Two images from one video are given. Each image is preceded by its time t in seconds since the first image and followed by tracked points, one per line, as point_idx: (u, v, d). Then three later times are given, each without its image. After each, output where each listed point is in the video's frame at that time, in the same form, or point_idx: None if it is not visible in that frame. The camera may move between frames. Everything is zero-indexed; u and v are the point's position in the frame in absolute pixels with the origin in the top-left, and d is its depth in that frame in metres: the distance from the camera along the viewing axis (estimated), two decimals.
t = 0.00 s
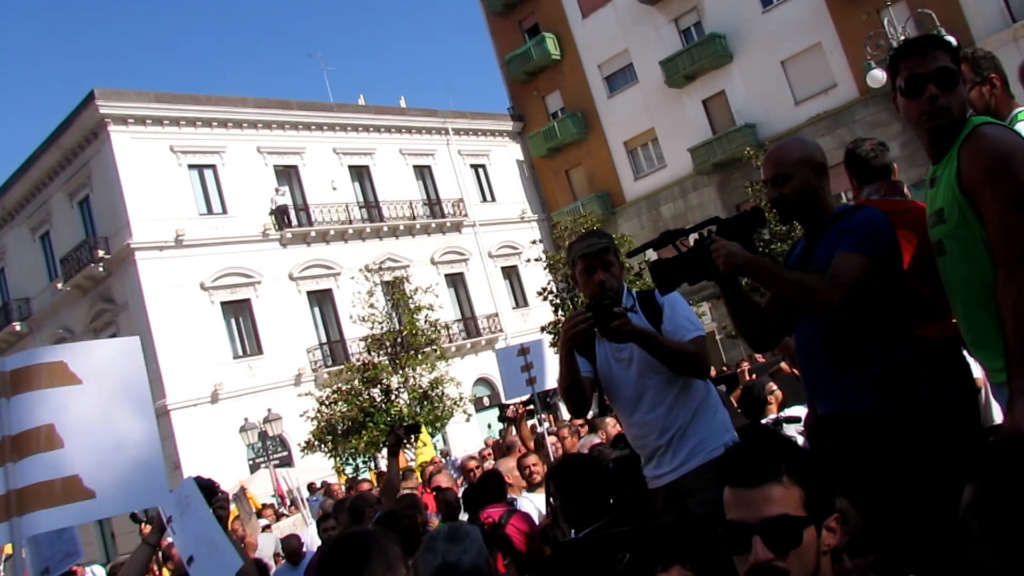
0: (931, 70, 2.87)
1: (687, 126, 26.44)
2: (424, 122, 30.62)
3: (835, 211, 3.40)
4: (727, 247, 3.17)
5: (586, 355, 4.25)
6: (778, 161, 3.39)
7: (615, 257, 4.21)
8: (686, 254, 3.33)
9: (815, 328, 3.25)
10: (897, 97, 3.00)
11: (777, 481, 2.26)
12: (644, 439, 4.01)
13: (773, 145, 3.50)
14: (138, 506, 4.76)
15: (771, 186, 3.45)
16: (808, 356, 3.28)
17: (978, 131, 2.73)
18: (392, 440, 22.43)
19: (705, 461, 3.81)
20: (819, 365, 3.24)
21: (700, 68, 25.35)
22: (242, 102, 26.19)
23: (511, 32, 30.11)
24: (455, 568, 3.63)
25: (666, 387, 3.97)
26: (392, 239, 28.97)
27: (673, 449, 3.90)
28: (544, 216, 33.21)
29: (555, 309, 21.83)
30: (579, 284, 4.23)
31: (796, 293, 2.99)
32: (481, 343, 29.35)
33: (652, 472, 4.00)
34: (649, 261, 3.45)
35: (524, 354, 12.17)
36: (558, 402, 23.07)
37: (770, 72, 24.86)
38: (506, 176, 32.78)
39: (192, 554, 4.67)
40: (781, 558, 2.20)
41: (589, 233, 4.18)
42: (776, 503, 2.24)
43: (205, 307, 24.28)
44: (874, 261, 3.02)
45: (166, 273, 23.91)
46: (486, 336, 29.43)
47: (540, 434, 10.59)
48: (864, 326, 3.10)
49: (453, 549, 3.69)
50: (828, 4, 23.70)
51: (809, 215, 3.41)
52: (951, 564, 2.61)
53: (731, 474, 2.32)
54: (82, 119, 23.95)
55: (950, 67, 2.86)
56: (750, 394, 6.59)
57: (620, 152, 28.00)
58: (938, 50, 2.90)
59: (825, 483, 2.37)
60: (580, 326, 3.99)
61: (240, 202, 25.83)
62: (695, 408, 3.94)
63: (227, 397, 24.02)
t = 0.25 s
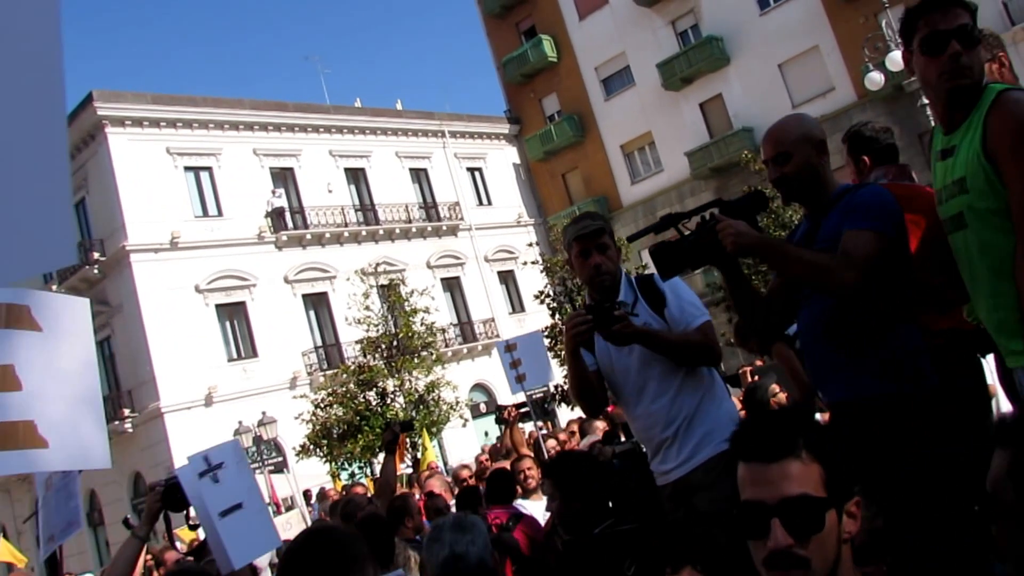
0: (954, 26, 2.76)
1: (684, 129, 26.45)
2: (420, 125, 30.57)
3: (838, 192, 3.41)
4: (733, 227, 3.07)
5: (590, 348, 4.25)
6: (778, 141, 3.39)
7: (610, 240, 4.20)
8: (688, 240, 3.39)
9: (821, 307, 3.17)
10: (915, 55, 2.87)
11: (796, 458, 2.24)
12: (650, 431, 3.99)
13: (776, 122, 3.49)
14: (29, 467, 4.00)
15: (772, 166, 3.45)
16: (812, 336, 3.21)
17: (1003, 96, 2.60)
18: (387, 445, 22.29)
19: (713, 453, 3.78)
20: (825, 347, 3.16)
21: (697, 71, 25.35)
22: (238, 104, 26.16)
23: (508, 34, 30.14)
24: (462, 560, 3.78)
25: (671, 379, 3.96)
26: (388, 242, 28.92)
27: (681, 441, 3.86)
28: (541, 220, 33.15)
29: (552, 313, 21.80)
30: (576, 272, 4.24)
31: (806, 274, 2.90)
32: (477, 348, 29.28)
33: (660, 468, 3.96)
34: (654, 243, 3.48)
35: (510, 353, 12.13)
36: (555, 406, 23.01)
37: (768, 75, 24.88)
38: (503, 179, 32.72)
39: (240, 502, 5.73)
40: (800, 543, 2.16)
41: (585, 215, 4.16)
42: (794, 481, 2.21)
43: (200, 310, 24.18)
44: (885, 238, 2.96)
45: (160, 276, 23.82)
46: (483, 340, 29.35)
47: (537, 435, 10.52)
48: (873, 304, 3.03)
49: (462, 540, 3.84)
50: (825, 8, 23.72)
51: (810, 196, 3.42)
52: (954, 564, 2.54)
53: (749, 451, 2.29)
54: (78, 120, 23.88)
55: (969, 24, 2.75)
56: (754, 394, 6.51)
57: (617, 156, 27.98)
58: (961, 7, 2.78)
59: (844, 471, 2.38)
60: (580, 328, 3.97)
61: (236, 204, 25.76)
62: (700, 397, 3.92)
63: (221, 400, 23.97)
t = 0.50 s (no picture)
0: (997, 8, 2.61)
1: (680, 132, 26.54)
2: (417, 128, 30.57)
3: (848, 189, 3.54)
4: (750, 224, 3.16)
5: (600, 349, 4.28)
6: (789, 135, 3.51)
7: (613, 235, 4.20)
8: (697, 240, 3.39)
9: (833, 303, 3.22)
10: (946, 43, 2.73)
11: (826, 460, 2.18)
12: (658, 432, 4.00)
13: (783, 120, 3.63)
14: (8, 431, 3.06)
15: (782, 163, 3.58)
16: (823, 332, 3.24)
17: None
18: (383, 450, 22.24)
19: (721, 455, 3.80)
20: (840, 344, 3.20)
21: (693, 73, 25.44)
22: (236, 107, 26.14)
23: (506, 37, 30.22)
24: (451, 569, 3.78)
25: (674, 381, 3.96)
26: (383, 246, 28.91)
27: (688, 443, 3.89)
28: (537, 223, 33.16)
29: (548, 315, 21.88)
30: (580, 268, 4.26)
31: (827, 267, 3.00)
32: (472, 352, 29.28)
33: (669, 470, 3.97)
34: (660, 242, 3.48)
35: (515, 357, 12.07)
36: (551, 409, 23.00)
37: (764, 79, 24.93)
38: (498, 183, 32.70)
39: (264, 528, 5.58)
40: (829, 550, 2.10)
41: (590, 210, 4.17)
42: (825, 485, 2.15)
43: (197, 314, 24.11)
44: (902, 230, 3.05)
45: (157, 280, 23.76)
46: (478, 344, 29.35)
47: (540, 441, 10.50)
48: (888, 298, 3.06)
49: (452, 550, 3.84)
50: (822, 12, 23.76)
51: (819, 192, 3.55)
52: (952, 564, 2.75)
53: (776, 452, 2.22)
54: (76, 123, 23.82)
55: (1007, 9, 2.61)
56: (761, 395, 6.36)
57: (613, 159, 28.08)
58: None
59: (874, 478, 2.31)
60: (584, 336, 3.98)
61: (233, 208, 25.70)
62: (709, 399, 3.92)
63: (218, 404, 23.96)
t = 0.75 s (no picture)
0: None
1: (678, 135, 26.61)
2: (413, 131, 30.54)
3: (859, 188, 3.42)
4: (773, 224, 3.13)
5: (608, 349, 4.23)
6: (804, 135, 3.41)
7: (624, 235, 4.19)
8: (716, 241, 3.37)
9: (851, 304, 3.20)
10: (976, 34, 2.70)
11: (863, 459, 2.12)
12: (668, 435, 3.96)
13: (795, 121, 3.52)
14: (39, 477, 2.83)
15: (796, 162, 3.47)
16: (839, 331, 3.23)
17: None
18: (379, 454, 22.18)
19: (734, 456, 3.75)
20: (855, 344, 3.19)
21: (690, 76, 25.54)
22: (233, 110, 26.11)
23: (503, 40, 30.26)
24: None
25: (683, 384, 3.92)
26: (379, 249, 28.89)
27: (701, 445, 3.83)
28: (532, 228, 33.15)
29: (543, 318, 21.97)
30: (590, 269, 4.25)
31: (849, 267, 3.01)
32: (467, 356, 29.27)
33: (676, 474, 3.93)
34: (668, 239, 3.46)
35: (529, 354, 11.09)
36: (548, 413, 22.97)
37: (762, 81, 25.00)
38: (494, 187, 32.60)
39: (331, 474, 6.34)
40: (864, 553, 2.06)
41: (597, 212, 4.14)
42: (863, 484, 2.09)
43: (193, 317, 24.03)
44: (921, 228, 3.05)
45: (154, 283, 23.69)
46: (473, 349, 29.33)
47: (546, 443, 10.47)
48: (906, 296, 3.06)
49: (434, 562, 3.91)
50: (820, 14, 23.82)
51: (831, 193, 3.45)
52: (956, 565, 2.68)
53: (809, 451, 2.16)
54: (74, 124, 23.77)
55: None
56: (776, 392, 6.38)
57: (608, 163, 28.18)
58: None
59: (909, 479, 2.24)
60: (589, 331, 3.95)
61: (230, 211, 25.64)
62: (722, 400, 3.86)
63: (213, 408, 23.93)
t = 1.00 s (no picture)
0: None
1: (675, 140, 26.64)
2: (409, 135, 30.49)
3: (872, 188, 3.31)
4: (790, 226, 3.00)
5: (610, 349, 4.16)
6: (814, 136, 3.26)
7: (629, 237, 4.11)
8: (727, 243, 3.14)
9: (866, 306, 3.17)
10: (995, 28, 2.62)
11: (897, 457, 2.04)
12: (674, 438, 3.93)
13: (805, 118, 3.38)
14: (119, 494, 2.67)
15: (808, 164, 3.31)
16: (853, 332, 3.20)
17: None
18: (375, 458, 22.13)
19: (743, 458, 3.73)
20: (869, 343, 3.16)
21: (688, 80, 25.55)
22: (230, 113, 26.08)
23: (500, 43, 30.31)
24: None
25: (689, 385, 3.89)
26: (375, 253, 28.89)
27: (709, 447, 3.80)
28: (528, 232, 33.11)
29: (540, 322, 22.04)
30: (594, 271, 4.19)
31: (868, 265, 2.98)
32: (463, 361, 29.30)
33: (682, 477, 3.88)
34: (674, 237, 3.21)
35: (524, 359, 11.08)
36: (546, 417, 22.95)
37: (760, 85, 25.05)
38: (491, 191, 32.48)
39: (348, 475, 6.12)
40: (897, 556, 1.96)
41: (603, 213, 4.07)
42: (896, 484, 2.01)
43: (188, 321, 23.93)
44: (940, 229, 3.02)
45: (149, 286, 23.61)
46: (468, 354, 29.34)
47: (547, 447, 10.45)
48: (922, 296, 3.05)
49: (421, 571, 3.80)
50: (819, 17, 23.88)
51: (841, 194, 3.32)
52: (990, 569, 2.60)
53: (841, 451, 2.08)
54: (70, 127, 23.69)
55: None
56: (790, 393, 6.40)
57: (605, 167, 28.20)
58: None
59: (946, 480, 2.17)
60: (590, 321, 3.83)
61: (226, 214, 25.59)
62: (729, 401, 3.84)
63: (208, 412, 23.97)
